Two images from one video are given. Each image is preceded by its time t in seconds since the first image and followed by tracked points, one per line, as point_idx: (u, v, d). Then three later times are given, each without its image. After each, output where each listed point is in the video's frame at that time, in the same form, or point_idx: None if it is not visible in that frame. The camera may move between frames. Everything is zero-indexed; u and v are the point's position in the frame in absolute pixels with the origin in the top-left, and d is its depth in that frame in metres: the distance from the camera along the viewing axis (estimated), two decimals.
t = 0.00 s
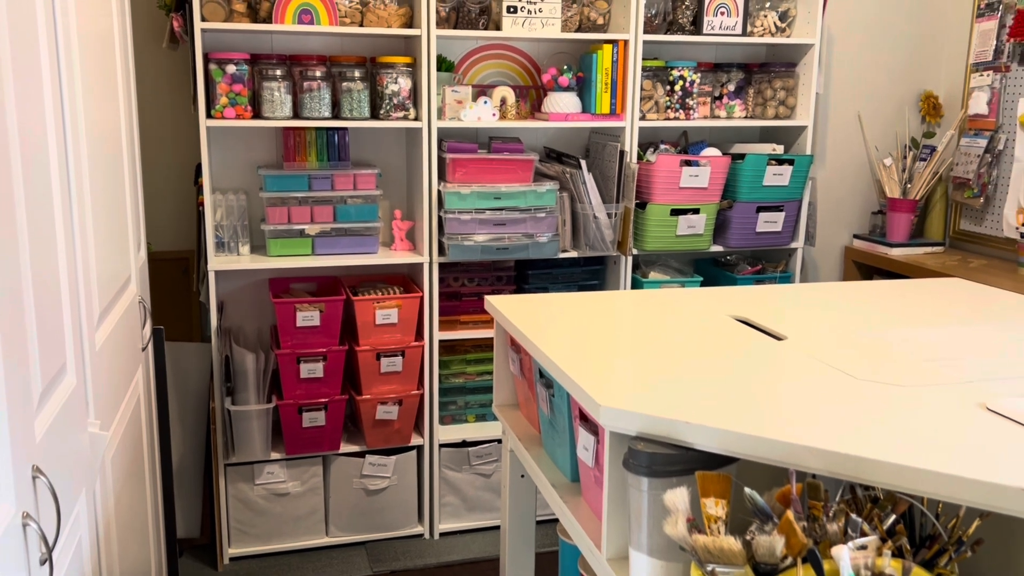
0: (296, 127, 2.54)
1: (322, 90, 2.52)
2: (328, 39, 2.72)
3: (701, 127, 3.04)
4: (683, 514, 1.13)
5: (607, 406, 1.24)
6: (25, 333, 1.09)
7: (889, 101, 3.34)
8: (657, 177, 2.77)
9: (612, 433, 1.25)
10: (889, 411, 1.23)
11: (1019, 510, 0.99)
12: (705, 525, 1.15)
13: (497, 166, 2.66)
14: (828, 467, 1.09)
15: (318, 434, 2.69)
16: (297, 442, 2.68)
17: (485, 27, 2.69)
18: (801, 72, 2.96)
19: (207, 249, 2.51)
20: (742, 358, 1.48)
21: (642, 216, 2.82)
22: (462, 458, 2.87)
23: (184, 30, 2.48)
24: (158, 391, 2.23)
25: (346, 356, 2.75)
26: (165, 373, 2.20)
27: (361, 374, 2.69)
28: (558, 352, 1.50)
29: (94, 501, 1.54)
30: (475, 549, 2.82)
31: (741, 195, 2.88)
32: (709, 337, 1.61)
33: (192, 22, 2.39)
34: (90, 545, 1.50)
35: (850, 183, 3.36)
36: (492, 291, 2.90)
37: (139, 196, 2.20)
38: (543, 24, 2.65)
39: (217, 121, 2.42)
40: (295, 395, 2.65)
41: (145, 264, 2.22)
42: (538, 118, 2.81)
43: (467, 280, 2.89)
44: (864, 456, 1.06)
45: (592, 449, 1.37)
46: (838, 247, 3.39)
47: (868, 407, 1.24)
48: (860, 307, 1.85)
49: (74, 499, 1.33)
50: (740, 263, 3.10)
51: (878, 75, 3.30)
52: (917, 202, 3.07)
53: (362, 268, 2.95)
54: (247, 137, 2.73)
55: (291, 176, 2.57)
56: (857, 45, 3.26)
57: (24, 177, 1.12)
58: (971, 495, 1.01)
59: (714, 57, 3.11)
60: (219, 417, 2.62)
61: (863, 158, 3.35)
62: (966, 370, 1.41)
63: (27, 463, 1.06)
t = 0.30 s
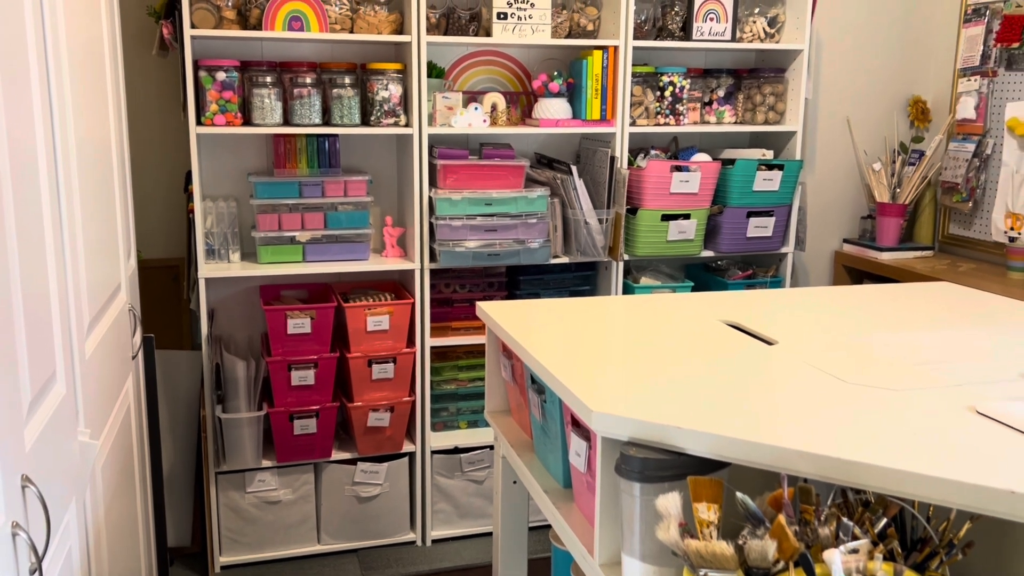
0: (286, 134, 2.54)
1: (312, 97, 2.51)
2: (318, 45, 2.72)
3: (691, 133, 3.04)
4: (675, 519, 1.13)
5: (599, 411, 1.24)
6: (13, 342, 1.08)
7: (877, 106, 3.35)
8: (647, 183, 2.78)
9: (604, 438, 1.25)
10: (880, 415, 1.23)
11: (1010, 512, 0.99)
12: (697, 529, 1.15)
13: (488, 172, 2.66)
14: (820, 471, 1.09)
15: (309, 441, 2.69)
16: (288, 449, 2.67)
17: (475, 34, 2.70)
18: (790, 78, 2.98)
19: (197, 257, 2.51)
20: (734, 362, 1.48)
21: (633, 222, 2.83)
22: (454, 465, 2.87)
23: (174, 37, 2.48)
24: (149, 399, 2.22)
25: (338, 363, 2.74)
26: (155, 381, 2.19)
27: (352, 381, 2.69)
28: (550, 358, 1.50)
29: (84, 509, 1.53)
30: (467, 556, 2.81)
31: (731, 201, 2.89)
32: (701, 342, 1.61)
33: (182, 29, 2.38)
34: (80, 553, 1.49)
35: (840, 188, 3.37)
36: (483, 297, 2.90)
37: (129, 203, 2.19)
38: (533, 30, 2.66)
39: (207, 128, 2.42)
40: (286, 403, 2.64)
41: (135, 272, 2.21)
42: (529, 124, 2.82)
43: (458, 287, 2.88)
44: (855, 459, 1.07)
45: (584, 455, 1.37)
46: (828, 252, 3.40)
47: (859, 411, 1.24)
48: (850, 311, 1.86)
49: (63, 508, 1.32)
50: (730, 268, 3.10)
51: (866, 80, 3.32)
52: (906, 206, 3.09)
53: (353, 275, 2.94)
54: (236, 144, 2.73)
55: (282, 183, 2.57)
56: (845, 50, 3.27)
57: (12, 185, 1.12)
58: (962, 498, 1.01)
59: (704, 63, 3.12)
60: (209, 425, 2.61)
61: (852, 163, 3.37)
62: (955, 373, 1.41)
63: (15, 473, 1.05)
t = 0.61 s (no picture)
0: (276, 142, 2.53)
1: (302, 105, 2.51)
2: (308, 53, 2.72)
3: (680, 140, 3.05)
4: (667, 526, 1.13)
5: (590, 417, 1.23)
6: (0, 352, 1.07)
7: (865, 112, 3.38)
8: (637, 190, 2.79)
9: (595, 445, 1.25)
10: (870, 420, 1.23)
11: (1001, 516, 1.00)
12: (689, 536, 1.15)
13: (478, 179, 2.66)
14: (810, 476, 1.09)
15: (300, 450, 2.68)
16: (279, 458, 2.66)
17: (465, 42, 2.70)
18: (778, 85, 2.99)
19: (187, 265, 2.50)
20: (725, 368, 1.48)
21: (624, 228, 2.83)
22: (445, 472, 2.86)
23: (163, 45, 2.47)
24: (139, 408, 2.21)
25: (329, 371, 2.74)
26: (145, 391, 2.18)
27: (343, 389, 2.68)
28: (541, 365, 1.50)
29: (73, 520, 1.51)
30: (459, 564, 2.80)
31: (721, 207, 2.90)
32: (692, 348, 1.61)
33: (171, 37, 2.38)
34: (69, 564, 1.48)
35: (829, 194, 3.39)
36: (474, 304, 2.90)
37: (118, 212, 2.18)
38: (523, 38, 2.66)
39: (196, 137, 2.41)
40: (276, 411, 2.63)
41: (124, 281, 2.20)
42: (519, 131, 2.82)
43: (449, 294, 2.88)
44: (846, 465, 1.07)
45: (576, 462, 1.37)
46: (818, 257, 3.42)
47: (849, 417, 1.24)
48: (839, 317, 1.86)
49: (52, 519, 1.31)
50: (720, 274, 3.12)
51: (854, 87, 3.34)
52: (895, 212, 3.11)
53: (343, 282, 2.94)
54: (226, 152, 2.72)
55: (272, 191, 2.56)
56: (833, 57, 3.29)
57: None
58: (951, 503, 1.02)
59: (693, 70, 3.14)
60: (200, 435, 2.59)
61: (841, 169, 3.39)
62: (944, 379, 1.42)
63: (4, 484, 1.04)
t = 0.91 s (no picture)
0: (264, 151, 2.53)
1: (290, 115, 2.52)
2: (297, 63, 2.73)
3: (668, 149, 3.06)
4: (656, 535, 1.14)
5: (580, 426, 1.23)
6: None
7: (852, 121, 3.40)
8: (626, 199, 2.79)
9: (585, 454, 1.25)
10: (856, 427, 1.24)
11: (989, 523, 1.00)
12: (679, 543, 1.16)
13: (467, 189, 2.66)
14: (798, 483, 1.09)
15: (289, 460, 2.66)
16: (268, 469, 2.65)
17: (453, 51, 2.71)
18: (766, 94, 3.01)
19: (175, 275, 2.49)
20: (713, 376, 1.49)
21: (613, 237, 2.84)
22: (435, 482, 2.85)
23: (151, 56, 2.47)
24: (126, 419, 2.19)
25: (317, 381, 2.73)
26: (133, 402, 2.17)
27: (332, 399, 2.67)
28: (530, 374, 1.50)
29: (60, 533, 1.50)
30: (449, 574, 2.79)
31: (709, 215, 2.91)
32: (680, 356, 1.62)
33: (159, 48, 2.38)
34: None
35: (816, 202, 3.41)
36: (463, 314, 2.90)
37: (106, 223, 2.17)
38: (511, 48, 2.67)
39: (184, 147, 2.41)
40: (265, 422, 2.62)
41: (111, 292, 2.19)
42: (508, 140, 2.82)
43: (438, 303, 2.88)
44: (834, 472, 1.07)
45: (566, 471, 1.36)
46: (806, 265, 3.43)
47: (837, 424, 1.25)
48: (826, 325, 1.87)
49: (38, 532, 1.30)
50: (709, 282, 3.13)
51: (840, 96, 3.36)
52: (882, 220, 3.12)
53: (332, 292, 2.93)
54: (214, 162, 2.72)
55: (260, 201, 2.56)
56: (819, 66, 3.32)
57: None
58: (940, 510, 1.02)
59: (681, 79, 3.15)
60: (187, 446, 2.57)
61: (827, 177, 3.41)
62: (930, 386, 1.43)
63: None
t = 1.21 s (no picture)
0: (250, 162, 2.52)
1: (276, 126, 2.51)
2: (283, 74, 2.73)
3: (654, 159, 3.08)
4: (644, 545, 1.14)
5: (568, 436, 1.23)
6: None
7: (836, 131, 3.43)
8: (612, 209, 2.80)
9: (573, 464, 1.24)
10: (841, 436, 1.24)
11: (972, 530, 1.01)
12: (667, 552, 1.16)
13: (454, 199, 2.66)
14: (785, 493, 1.10)
15: (276, 472, 2.65)
16: (254, 481, 2.63)
17: (440, 62, 2.71)
18: (750, 104, 3.03)
19: (160, 287, 2.47)
20: (700, 386, 1.49)
21: (599, 247, 2.85)
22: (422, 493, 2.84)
23: (136, 67, 2.46)
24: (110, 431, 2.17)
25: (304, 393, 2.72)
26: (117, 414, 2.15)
27: (319, 410, 2.66)
28: (518, 385, 1.49)
29: (43, 547, 1.48)
30: None
31: (695, 225, 2.93)
32: (667, 366, 1.62)
33: (144, 58, 2.37)
34: None
35: (801, 212, 3.43)
36: (451, 324, 2.89)
37: (90, 234, 2.15)
38: (497, 59, 2.68)
39: (170, 158, 2.40)
40: (251, 434, 2.61)
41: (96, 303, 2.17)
42: (494, 151, 2.83)
43: (426, 313, 2.88)
44: (819, 480, 1.07)
45: (553, 481, 1.36)
46: (791, 274, 3.45)
47: (823, 433, 1.25)
48: (812, 334, 1.88)
49: (21, 546, 1.28)
50: (695, 292, 3.14)
51: (824, 106, 3.39)
52: (866, 229, 3.15)
53: (319, 302, 2.93)
54: (200, 173, 2.71)
55: (246, 212, 2.56)
56: (802, 76, 3.34)
57: None
58: (927, 519, 1.02)
59: (666, 90, 3.17)
60: (173, 458, 2.56)
61: (812, 187, 3.43)
62: (915, 394, 1.43)
63: None
